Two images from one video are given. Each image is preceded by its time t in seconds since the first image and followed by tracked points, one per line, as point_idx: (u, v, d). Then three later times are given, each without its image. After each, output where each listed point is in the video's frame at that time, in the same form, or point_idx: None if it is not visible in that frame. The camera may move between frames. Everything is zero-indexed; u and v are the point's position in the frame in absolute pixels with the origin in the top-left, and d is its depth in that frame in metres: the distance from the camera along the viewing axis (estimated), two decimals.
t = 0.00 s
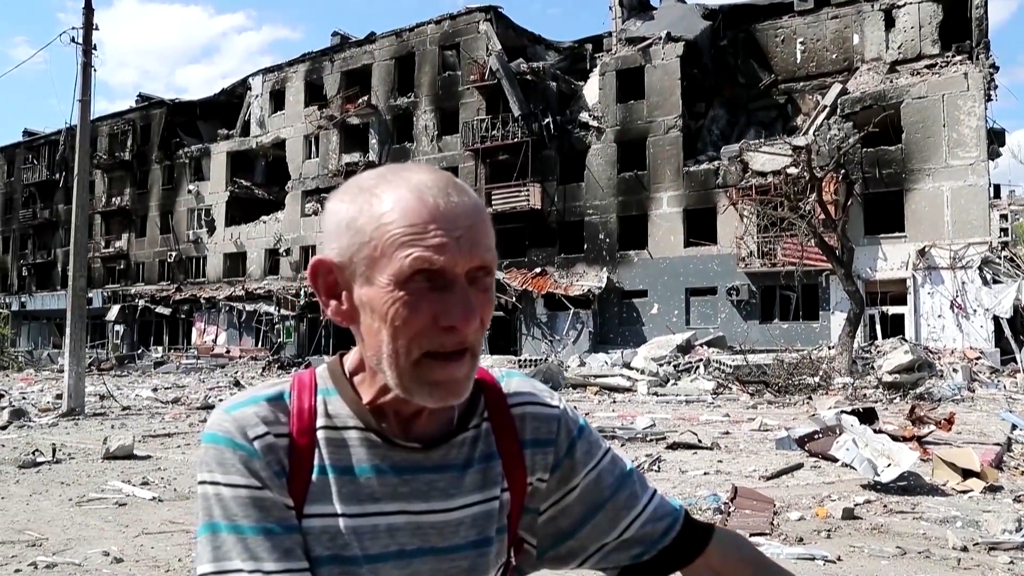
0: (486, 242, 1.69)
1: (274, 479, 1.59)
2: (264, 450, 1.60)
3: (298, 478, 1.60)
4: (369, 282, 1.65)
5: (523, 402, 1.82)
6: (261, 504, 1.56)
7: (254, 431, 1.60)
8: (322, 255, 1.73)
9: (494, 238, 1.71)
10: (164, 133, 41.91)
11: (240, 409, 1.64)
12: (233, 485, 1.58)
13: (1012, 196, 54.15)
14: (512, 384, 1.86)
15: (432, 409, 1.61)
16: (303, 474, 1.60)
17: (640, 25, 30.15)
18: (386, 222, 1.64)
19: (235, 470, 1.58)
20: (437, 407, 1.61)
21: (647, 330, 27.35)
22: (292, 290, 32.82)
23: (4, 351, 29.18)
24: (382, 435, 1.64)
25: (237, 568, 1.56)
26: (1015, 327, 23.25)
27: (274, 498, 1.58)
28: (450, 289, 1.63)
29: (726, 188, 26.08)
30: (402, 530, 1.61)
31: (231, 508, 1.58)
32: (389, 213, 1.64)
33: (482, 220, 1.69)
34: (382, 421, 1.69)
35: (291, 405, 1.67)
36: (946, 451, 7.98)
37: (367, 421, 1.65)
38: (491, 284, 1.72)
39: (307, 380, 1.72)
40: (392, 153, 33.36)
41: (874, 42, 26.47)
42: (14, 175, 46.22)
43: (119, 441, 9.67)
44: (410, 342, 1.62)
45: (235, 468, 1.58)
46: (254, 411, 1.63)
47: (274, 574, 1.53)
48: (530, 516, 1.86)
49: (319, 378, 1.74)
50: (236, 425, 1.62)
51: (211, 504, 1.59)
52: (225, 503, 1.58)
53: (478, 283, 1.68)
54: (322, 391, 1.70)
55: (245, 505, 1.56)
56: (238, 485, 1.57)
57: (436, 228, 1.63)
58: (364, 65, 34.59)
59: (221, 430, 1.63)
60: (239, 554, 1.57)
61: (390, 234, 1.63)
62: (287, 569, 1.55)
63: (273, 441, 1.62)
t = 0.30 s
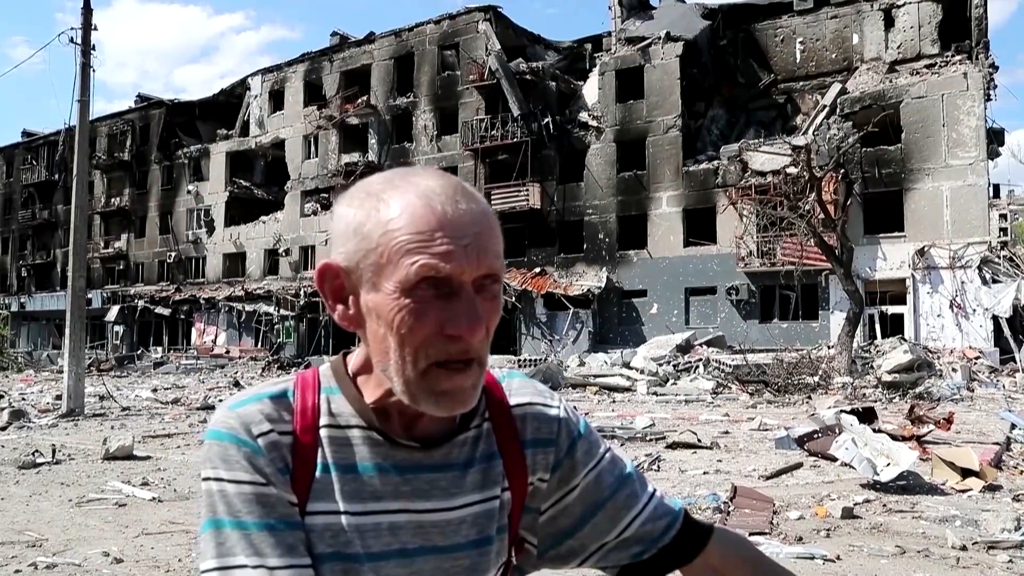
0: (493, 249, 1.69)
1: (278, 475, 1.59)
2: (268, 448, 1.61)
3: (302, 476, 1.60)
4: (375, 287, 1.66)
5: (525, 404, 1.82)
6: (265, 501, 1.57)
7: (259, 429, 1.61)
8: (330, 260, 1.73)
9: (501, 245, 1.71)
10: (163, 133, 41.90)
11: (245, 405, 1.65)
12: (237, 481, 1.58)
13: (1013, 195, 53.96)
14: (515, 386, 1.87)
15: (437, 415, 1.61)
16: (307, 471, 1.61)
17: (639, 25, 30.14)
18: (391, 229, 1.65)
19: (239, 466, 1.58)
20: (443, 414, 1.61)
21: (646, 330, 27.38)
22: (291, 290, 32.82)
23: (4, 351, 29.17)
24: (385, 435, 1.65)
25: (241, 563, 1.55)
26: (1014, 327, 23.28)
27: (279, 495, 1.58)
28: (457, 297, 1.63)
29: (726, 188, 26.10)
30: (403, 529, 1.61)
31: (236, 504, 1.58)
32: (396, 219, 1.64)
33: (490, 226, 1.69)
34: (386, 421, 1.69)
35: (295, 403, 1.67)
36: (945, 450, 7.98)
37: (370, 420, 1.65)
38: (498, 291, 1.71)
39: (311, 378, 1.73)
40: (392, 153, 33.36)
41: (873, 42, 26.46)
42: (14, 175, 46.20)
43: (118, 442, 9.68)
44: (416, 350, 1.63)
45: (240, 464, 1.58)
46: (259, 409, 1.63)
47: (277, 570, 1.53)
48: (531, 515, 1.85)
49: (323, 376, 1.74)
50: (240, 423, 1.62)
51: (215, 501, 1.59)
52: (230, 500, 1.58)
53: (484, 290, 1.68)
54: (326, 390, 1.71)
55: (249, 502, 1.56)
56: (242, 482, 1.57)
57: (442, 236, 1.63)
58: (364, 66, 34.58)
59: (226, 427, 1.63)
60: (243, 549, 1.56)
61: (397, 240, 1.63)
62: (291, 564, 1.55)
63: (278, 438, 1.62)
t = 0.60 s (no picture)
0: (487, 241, 1.70)
1: (276, 475, 1.60)
2: (266, 448, 1.61)
3: (299, 476, 1.61)
4: (370, 280, 1.67)
5: (521, 403, 1.83)
6: (262, 500, 1.57)
7: (256, 428, 1.61)
8: (325, 256, 1.74)
9: (496, 237, 1.72)
10: (162, 132, 41.87)
11: (242, 406, 1.65)
12: (235, 481, 1.58)
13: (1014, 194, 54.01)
14: (511, 384, 1.87)
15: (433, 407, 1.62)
16: (304, 471, 1.61)
17: (639, 24, 30.14)
18: (385, 221, 1.66)
19: (237, 466, 1.59)
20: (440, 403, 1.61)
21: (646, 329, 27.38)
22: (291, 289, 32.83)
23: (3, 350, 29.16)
24: (382, 434, 1.66)
25: (238, 563, 1.56)
26: (1014, 326, 23.30)
27: (277, 494, 1.59)
28: (452, 287, 1.64)
29: (725, 187, 26.11)
30: (401, 527, 1.62)
31: (233, 504, 1.58)
32: (390, 212, 1.65)
33: (484, 218, 1.71)
34: (383, 419, 1.69)
35: (291, 404, 1.68)
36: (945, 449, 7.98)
37: (367, 419, 1.66)
38: (493, 284, 1.72)
39: (307, 378, 1.73)
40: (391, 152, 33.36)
41: (873, 40, 26.46)
42: (13, 174, 46.17)
43: (118, 440, 9.68)
44: (411, 339, 1.63)
45: (237, 464, 1.59)
46: (256, 409, 1.64)
47: (275, 570, 1.54)
48: (528, 514, 1.86)
49: (319, 376, 1.75)
50: (238, 423, 1.63)
51: (212, 501, 1.59)
52: (227, 500, 1.58)
53: (480, 282, 1.69)
54: (323, 390, 1.71)
55: (247, 502, 1.57)
56: (240, 481, 1.58)
57: (436, 226, 1.64)
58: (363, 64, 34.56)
59: (224, 426, 1.63)
60: (240, 550, 1.57)
61: (391, 232, 1.64)
62: (289, 564, 1.55)
63: (275, 439, 1.63)
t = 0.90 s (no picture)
0: (481, 243, 1.69)
1: (275, 475, 1.60)
2: (265, 447, 1.61)
3: (298, 475, 1.61)
4: (362, 280, 1.67)
5: (519, 403, 1.82)
6: (262, 500, 1.57)
7: (255, 428, 1.61)
8: (322, 255, 1.74)
9: (490, 239, 1.71)
10: (162, 131, 41.85)
11: (240, 406, 1.65)
12: (234, 481, 1.58)
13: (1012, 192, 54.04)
14: (509, 385, 1.87)
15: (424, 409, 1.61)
16: (303, 471, 1.61)
17: (638, 23, 30.12)
18: (377, 221, 1.65)
19: (236, 466, 1.58)
20: (428, 406, 1.61)
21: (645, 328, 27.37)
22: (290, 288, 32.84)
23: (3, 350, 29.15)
24: (380, 434, 1.65)
25: (238, 563, 1.55)
26: (1014, 324, 23.27)
27: (276, 494, 1.58)
28: (440, 290, 1.63)
29: (724, 185, 26.10)
30: (400, 528, 1.61)
31: (232, 504, 1.58)
32: (382, 214, 1.65)
33: (477, 219, 1.69)
34: (380, 419, 1.69)
35: (290, 403, 1.68)
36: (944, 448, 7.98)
37: (366, 419, 1.65)
38: (486, 286, 1.72)
39: (306, 378, 1.73)
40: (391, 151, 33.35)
41: (872, 39, 26.46)
42: (13, 174, 46.18)
43: (118, 439, 9.69)
44: (400, 341, 1.63)
45: (236, 463, 1.58)
46: (255, 409, 1.64)
47: (274, 570, 1.54)
48: (527, 514, 1.86)
49: (318, 377, 1.74)
50: (237, 423, 1.62)
51: (211, 501, 1.59)
52: (226, 500, 1.58)
53: (471, 285, 1.68)
54: (321, 390, 1.71)
55: (246, 502, 1.56)
56: (239, 482, 1.57)
57: (425, 229, 1.63)
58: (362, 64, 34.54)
59: (223, 427, 1.63)
60: (239, 550, 1.56)
61: (382, 235, 1.64)
62: (289, 564, 1.55)
63: (274, 439, 1.62)
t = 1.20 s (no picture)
0: (477, 246, 1.68)
1: (276, 474, 1.60)
2: (266, 447, 1.60)
3: (300, 474, 1.60)
4: (357, 286, 1.67)
5: (520, 405, 1.82)
6: (263, 499, 1.57)
7: (256, 428, 1.60)
8: (320, 259, 1.75)
9: (486, 240, 1.70)
10: (162, 131, 41.85)
11: (241, 405, 1.64)
12: (235, 480, 1.57)
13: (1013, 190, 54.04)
14: (510, 386, 1.87)
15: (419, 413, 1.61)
16: (304, 470, 1.60)
17: (639, 22, 30.11)
18: (372, 223, 1.65)
19: (237, 465, 1.58)
20: (422, 411, 1.60)
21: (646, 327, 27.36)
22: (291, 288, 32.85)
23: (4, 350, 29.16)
24: (380, 433, 1.65)
25: (239, 562, 1.55)
26: (1015, 324, 23.22)
27: (277, 494, 1.58)
28: (435, 292, 1.63)
29: (725, 185, 26.06)
30: (400, 528, 1.61)
31: (233, 503, 1.57)
32: (378, 218, 1.65)
33: (475, 222, 1.69)
34: (381, 420, 1.68)
35: (291, 402, 1.67)
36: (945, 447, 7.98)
37: (366, 419, 1.65)
38: (484, 289, 1.71)
39: (308, 377, 1.73)
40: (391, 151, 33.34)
41: (873, 38, 26.42)
42: (13, 174, 46.19)
43: (119, 439, 9.69)
44: (394, 344, 1.62)
45: (237, 463, 1.58)
46: (256, 409, 1.63)
47: (275, 569, 1.53)
48: (526, 515, 1.85)
49: (320, 376, 1.74)
50: (238, 422, 1.62)
51: (213, 500, 1.58)
52: (227, 499, 1.58)
53: (467, 288, 1.68)
54: (323, 390, 1.70)
55: (248, 501, 1.56)
56: (240, 481, 1.57)
57: (421, 231, 1.63)
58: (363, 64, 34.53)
59: (224, 425, 1.62)
60: (241, 548, 1.56)
61: (377, 238, 1.64)
62: (290, 563, 1.54)
63: (275, 439, 1.62)
